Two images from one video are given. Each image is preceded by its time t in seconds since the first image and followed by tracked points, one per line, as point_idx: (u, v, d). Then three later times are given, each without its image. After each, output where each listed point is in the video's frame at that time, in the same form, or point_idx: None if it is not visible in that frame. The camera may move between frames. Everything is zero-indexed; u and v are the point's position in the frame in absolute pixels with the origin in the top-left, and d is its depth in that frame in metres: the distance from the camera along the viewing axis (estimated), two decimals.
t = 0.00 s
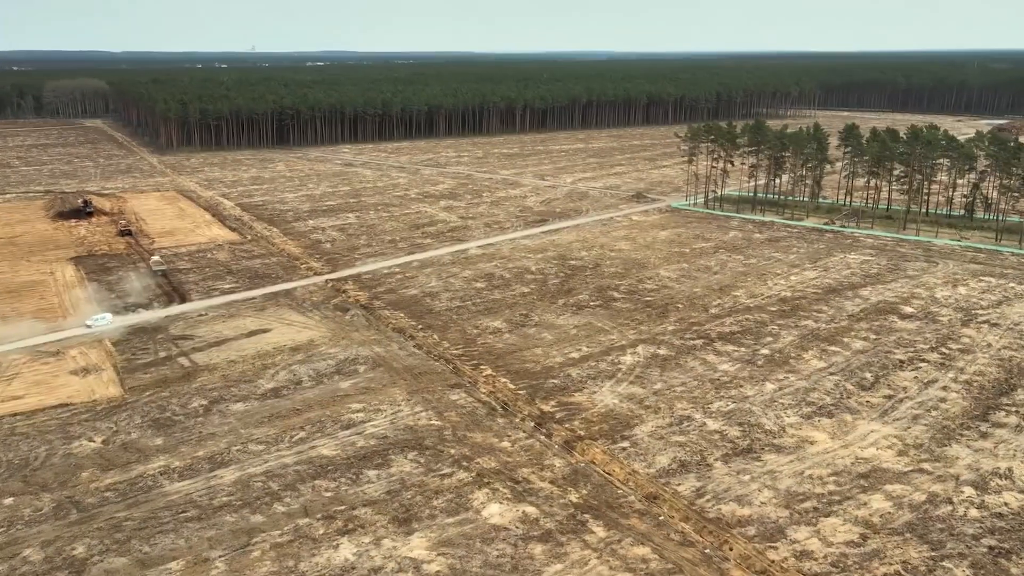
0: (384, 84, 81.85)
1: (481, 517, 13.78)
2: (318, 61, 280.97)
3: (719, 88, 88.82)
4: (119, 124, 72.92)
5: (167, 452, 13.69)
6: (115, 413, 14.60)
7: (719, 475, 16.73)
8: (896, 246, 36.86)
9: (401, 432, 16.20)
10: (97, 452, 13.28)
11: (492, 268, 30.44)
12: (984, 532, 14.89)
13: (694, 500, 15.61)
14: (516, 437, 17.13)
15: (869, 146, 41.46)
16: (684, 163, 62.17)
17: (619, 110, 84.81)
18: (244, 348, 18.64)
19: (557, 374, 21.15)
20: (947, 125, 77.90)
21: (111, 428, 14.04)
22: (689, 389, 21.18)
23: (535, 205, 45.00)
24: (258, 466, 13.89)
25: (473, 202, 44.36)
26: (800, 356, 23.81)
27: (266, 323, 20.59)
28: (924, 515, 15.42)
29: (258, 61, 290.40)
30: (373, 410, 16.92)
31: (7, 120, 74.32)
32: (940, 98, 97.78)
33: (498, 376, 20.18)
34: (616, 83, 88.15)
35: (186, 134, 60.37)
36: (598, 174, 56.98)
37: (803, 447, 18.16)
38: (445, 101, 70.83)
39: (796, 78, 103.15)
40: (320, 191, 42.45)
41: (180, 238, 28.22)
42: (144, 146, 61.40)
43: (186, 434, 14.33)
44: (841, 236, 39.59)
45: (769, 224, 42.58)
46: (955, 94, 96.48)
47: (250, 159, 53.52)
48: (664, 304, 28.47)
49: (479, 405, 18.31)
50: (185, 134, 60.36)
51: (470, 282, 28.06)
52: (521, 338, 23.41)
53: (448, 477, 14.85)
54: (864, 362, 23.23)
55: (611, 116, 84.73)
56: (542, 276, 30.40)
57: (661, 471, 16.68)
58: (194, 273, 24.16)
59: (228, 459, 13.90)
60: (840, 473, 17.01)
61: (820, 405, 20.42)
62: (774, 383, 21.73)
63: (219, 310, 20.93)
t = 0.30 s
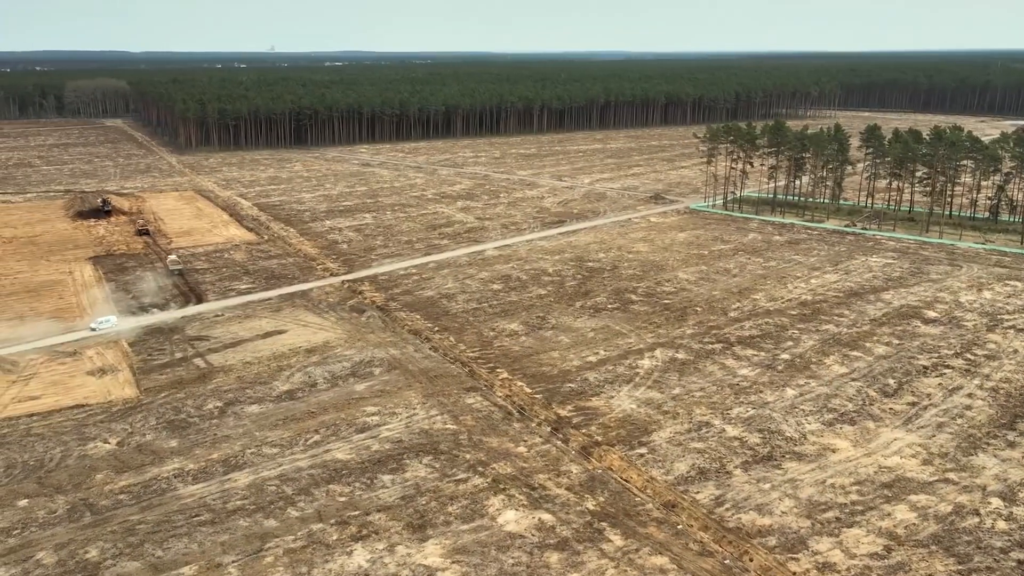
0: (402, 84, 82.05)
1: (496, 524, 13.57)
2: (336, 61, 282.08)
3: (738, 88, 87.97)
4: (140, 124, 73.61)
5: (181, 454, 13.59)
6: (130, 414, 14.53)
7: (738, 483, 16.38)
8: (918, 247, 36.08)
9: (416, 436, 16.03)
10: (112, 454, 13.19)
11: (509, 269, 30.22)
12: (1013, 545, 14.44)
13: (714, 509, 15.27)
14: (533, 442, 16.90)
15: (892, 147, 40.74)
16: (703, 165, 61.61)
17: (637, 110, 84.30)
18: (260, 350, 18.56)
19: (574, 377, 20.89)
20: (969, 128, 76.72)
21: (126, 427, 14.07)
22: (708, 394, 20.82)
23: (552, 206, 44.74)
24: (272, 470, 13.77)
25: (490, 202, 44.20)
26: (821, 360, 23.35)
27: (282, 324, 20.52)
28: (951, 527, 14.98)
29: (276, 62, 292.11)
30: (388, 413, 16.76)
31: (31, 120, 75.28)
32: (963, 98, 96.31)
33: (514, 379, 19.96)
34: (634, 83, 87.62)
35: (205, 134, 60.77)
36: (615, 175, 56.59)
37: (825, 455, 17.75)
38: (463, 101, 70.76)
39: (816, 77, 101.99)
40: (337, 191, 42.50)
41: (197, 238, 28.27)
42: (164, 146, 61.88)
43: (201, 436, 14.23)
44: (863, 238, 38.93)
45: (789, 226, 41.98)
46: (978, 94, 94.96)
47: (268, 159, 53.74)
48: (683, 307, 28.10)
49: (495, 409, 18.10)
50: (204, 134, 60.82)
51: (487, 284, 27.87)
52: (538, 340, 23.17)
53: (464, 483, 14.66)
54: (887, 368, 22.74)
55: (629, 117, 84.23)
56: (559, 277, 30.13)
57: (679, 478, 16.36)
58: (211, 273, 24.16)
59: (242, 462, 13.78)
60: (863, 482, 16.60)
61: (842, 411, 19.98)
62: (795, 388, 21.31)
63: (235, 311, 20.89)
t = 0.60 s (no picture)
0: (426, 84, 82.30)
1: (518, 532, 13.30)
2: (361, 61, 283.64)
3: (764, 88, 86.77)
4: (168, 123, 74.42)
5: (202, 456, 13.48)
6: (152, 415, 14.47)
7: (766, 493, 15.93)
8: (950, 252, 35.23)
9: (437, 441, 15.82)
10: (133, 455, 13.09)
11: (532, 271, 29.94)
12: None
13: (741, 520, 14.85)
14: (555, 448, 16.61)
15: (923, 148, 39.71)
16: (729, 166, 60.80)
17: (662, 111, 83.53)
18: (282, 351, 18.49)
19: (598, 382, 20.55)
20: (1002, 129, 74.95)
21: (148, 429, 13.96)
22: (734, 401, 20.36)
23: (575, 207, 44.37)
24: (292, 473, 13.62)
25: (513, 203, 43.96)
26: (851, 367, 22.74)
27: (304, 326, 20.45)
28: (988, 543, 14.42)
29: (303, 62, 294.63)
30: (409, 417, 16.57)
31: (62, 119, 76.45)
32: (995, 98, 94.08)
33: (537, 383, 19.67)
34: (658, 83, 86.84)
35: (231, 133, 61.25)
36: (639, 176, 56.04)
37: (855, 465, 17.22)
38: (487, 101, 70.61)
39: (843, 77, 100.34)
40: (361, 191, 42.55)
41: (222, 237, 28.36)
42: (191, 146, 62.48)
43: (222, 438, 14.13)
44: (893, 241, 38.04)
45: (817, 229, 41.17)
46: (1011, 94, 92.80)
47: (293, 159, 54.01)
48: (708, 311, 27.60)
49: (517, 413, 17.85)
50: (230, 133, 61.37)
51: (509, 286, 27.62)
52: (560, 344, 22.87)
53: (485, 490, 14.41)
54: (918, 375, 22.09)
55: (654, 117, 83.46)
56: (582, 280, 29.79)
57: (705, 487, 15.96)
58: (235, 273, 24.20)
59: (262, 464, 13.66)
60: (895, 494, 16.06)
61: (873, 420, 19.40)
62: (823, 396, 20.75)
63: (258, 312, 20.87)
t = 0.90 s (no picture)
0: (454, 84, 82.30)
1: (542, 542, 13.00)
2: (390, 61, 284.99)
3: (795, 88, 85.30)
4: (199, 123, 75.32)
5: (225, 458, 13.40)
6: (177, 416, 14.44)
7: (797, 506, 15.43)
8: (989, 258, 34.14)
9: (461, 446, 15.59)
10: (157, 457, 13.03)
11: (558, 273, 29.61)
12: None
13: (771, 533, 14.39)
14: (580, 455, 16.28)
15: (959, 151, 38.46)
16: (759, 167, 59.80)
17: (691, 111, 82.51)
18: (306, 353, 18.41)
19: (624, 388, 20.16)
20: None
21: (173, 431, 13.93)
22: (765, 409, 19.83)
23: (603, 208, 43.89)
24: (315, 477, 13.47)
25: (540, 204, 43.64)
26: (885, 376, 22.04)
27: (329, 327, 20.37)
28: None
29: (333, 62, 296.19)
30: (433, 422, 16.37)
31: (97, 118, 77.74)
32: None
33: (562, 389, 19.34)
34: (688, 83, 85.84)
35: (261, 133, 61.74)
36: (667, 178, 55.34)
37: (891, 478, 16.61)
38: (514, 101, 70.35)
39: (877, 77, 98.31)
40: (388, 192, 42.55)
41: (249, 237, 28.47)
42: (221, 145, 63.14)
43: (246, 441, 14.04)
44: (928, 246, 36.99)
45: (850, 232, 40.21)
46: None
47: (321, 159, 54.29)
48: (738, 316, 27.03)
49: (542, 419, 17.55)
50: (260, 133, 61.91)
51: (535, 288, 27.32)
52: (586, 348, 22.52)
53: (509, 497, 14.14)
54: (956, 385, 21.32)
55: (683, 117, 82.48)
56: (610, 283, 29.39)
57: (734, 498, 15.51)
58: (261, 273, 24.24)
59: (285, 468, 13.53)
60: (932, 509, 15.45)
61: (908, 431, 18.75)
62: (857, 405, 20.12)
63: (283, 313, 20.85)
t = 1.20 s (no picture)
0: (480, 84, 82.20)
1: (566, 553, 12.67)
2: (417, 61, 285.62)
3: (826, 88, 83.78)
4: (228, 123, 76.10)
5: (247, 462, 13.27)
6: (200, 418, 14.36)
7: (829, 519, 14.91)
8: None
9: (485, 453, 15.32)
10: (179, 459, 12.94)
11: (585, 276, 29.24)
12: None
13: (803, 549, 13.91)
14: (605, 463, 15.91)
15: (997, 153, 37.34)
16: (789, 169, 58.76)
17: (720, 112, 81.46)
18: (330, 355, 18.30)
19: (651, 394, 19.75)
20: None
21: (195, 433, 13.85)
22: (796, 418, 19.28)
23: (630, 210, 43.39)
24: (337, 483, 13.27)
25: (566, 205, 43.26)
26: (920, 385, 21.33)
27: (353, 329, 20.26)
28: None
29: (361, 62, 298.24)
30: (457, 427, 16.13)
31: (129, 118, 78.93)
32: None
33: (588, 395, 18.99)
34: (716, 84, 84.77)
35: (289, 133, 62.12)
36: (695, 179, 54.59)
37: (927, 492, 16.00)
38: (541, 101, 70.01)
39: (910, 77, 96.32)
40: (414, 192, 42.49)
41: (275, 237, 28.55)
42: (250, 145, 63.66)
43: (268, 445, 13.91)
44: (963, 250, 35.94)
45: (882, 235, 39.25)
46: None
47: (348, 159, 54.48)
48: (767, 321, 26.42)
49: (567, 426, 17.21)
50: (287, 133, 62.34)
51: (561, 291, 26.98)
52: (613, 353, 22.12)
53: (533, 506, 13.81)
54: (994, 396, 20.56)
55: (711, 118, 81.44)
56: (636, 286, 28.94)
57: (764, 510, 15.04)
58: (286, 274, 24.25)
59: (307, 473, 13.36)
60: (971, 525, 14.84)
61: (945, 443, 18.08)
62: (891, 415, 19.47)
63: (308, 314, 20.79)
